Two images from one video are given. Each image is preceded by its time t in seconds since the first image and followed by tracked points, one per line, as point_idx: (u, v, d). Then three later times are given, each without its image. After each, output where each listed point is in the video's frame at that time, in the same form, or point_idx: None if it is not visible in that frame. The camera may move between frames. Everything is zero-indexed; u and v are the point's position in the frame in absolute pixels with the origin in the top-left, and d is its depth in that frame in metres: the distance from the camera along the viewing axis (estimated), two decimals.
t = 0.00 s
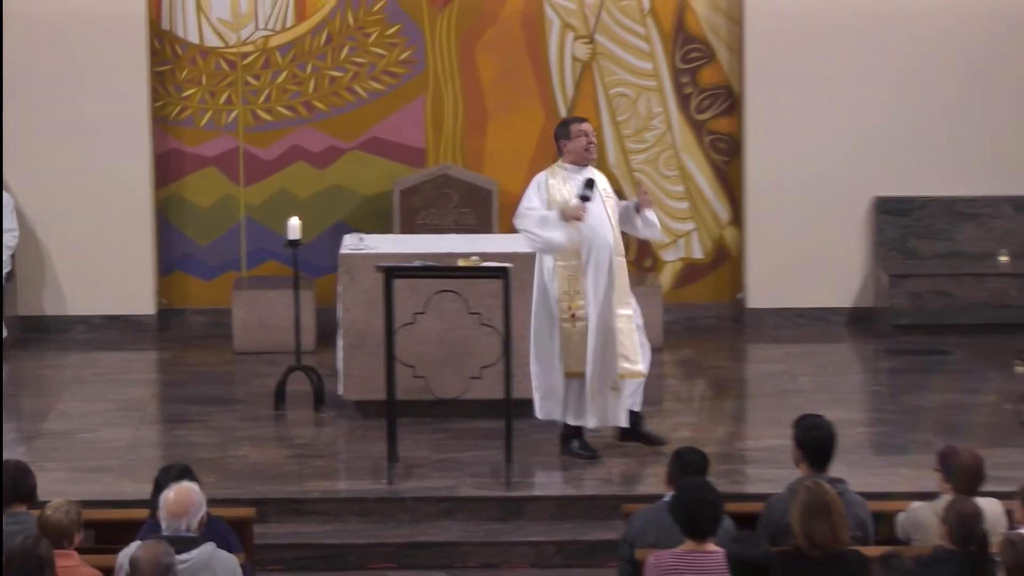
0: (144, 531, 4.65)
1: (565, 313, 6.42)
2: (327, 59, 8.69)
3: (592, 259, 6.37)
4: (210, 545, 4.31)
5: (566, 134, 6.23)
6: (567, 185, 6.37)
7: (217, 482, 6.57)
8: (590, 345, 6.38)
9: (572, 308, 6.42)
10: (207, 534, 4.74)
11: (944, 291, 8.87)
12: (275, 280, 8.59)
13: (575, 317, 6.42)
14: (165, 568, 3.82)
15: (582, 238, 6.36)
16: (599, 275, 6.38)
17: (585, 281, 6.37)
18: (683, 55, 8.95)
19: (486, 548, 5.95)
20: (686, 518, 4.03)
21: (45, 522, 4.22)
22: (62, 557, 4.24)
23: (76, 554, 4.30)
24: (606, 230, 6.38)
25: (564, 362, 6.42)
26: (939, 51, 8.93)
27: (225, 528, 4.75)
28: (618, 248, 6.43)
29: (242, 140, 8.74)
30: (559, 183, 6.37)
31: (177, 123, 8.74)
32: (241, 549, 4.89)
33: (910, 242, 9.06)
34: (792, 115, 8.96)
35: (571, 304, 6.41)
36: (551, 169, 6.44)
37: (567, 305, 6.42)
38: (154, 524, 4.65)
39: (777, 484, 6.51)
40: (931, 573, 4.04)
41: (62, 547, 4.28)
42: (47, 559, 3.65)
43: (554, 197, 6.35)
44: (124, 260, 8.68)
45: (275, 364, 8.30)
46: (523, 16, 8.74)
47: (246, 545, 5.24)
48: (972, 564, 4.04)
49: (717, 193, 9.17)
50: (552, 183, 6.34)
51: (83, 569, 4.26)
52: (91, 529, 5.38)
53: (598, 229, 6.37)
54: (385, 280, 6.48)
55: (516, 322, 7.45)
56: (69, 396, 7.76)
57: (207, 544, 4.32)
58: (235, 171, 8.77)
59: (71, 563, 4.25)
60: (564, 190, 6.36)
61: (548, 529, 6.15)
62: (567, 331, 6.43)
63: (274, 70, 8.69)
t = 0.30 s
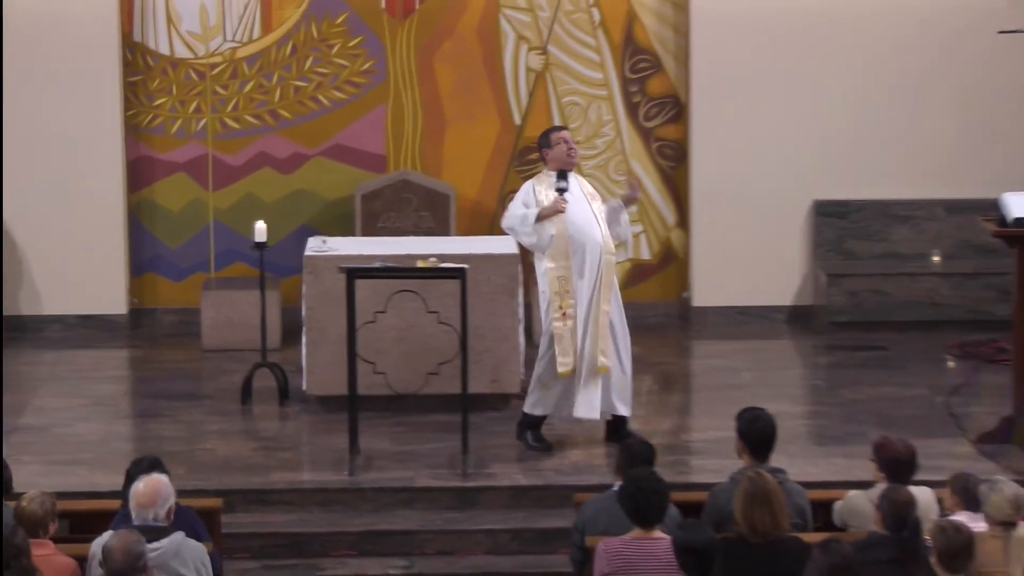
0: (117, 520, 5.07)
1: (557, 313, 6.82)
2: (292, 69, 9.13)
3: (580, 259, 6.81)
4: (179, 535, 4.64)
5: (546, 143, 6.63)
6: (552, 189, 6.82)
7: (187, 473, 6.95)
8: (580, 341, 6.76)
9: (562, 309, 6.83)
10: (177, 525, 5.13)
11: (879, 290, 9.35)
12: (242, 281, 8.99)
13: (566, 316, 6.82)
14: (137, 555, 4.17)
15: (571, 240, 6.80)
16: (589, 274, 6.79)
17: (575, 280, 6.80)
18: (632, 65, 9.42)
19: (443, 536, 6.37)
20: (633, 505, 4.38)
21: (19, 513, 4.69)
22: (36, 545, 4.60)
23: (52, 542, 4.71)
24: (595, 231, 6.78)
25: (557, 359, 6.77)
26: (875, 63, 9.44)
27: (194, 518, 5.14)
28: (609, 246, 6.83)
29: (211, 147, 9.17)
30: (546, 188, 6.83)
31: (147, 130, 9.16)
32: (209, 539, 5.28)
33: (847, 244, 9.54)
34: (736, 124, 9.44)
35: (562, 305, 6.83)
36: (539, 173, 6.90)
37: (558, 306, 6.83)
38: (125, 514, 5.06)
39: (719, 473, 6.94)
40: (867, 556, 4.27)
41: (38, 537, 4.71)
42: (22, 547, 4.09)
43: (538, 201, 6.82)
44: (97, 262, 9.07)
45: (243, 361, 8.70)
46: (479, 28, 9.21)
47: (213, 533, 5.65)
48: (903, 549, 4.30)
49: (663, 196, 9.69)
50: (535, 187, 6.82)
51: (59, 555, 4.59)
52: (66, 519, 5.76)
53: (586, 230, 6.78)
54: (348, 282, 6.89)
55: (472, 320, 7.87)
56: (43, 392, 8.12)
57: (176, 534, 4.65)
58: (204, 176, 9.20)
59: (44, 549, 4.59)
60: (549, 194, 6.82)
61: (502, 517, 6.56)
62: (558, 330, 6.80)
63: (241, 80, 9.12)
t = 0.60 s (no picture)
0: (104, 509, 5.30)
1: (558, 319, 7.03)
2: (270, 79, 9.72)
3: (579, 265, 7.06)
4: (162, 524, 4.91)
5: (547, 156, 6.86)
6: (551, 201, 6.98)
7: (170, 466, 7.33)
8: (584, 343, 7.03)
9: (563, 314, 7.04)
10: (161, 515, 5.44)
11: (832, 289, 9.80)
12: (223, 282, 9.48)
13: (567, 321, 7.04)
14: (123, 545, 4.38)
15: (569, 249, 7.04)
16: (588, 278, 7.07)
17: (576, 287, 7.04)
18: (594, 75, 9.94)
19: (416, 525, 6.77)
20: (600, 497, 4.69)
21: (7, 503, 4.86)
22: (26, 535, 4.82)
23: (40, 532, 4.90)
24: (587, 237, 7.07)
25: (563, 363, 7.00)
26: (827, 73, 9.92)
27: (177, 508, 5.44)
28: (601, 251, 7.14)
29: (192, 153, 9.75)
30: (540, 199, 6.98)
31: (132, 138, 9.74)
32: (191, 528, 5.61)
33: (800, 245, 10.01)
34: (694, 131, 9.92)
35: (563, 311, 7.04)
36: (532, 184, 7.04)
37: (559, 312, 7.04)
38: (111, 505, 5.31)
39: (677, 464, 7.37)
40: (819, 543, 4.55)
41: (27, 526, 4.89)
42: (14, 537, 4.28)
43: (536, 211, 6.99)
44: (84, 265, 9.61)
45: (222, 359, 9.12)
46: (447, 40, 9.77)
47: (195, 524, 6.00)
48: (855, 537, 4.54)
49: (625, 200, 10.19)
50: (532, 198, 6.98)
51: (47, 545, 4.82)
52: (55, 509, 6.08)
53: (580, 238, 7.06)
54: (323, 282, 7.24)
55: (443, 319, 8.28)
56: (32, 390, 8.50)
57: (159, 524, 4.92)
58: (186, 181, 9.78)
59: (34, 539, 4.83)
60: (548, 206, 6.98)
61: (471, 506, 6.98)
62: (561, 335, 7.04)
63: (221, 90, 9.71)
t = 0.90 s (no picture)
0: (93, 500, 5.66)
1: (532, 306, 7.48)
2: (250, 88, 10.18)
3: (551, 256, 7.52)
4: (147, 515, 5.30)
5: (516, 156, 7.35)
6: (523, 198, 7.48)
7: (155, 459, 7.72)
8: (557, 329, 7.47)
9: (537, 302, 7.49)
10: (147, 507, 5.79)
11: (786, 289, 10.28)
12: (204, 282, 9.89)
13: (541, 308, 7.49)
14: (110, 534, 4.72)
15: (542, 241, 7.50)
16: (564, 269, 7.54)
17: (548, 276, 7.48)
18: (561, 84, 10.39)
19: (390, 513, 7.19)
20: (564, 485, 5.13)
21: None
22: (15, 524, 5.20)
23: (28, 522, 5.27)
24: (561, 230, 7.56)
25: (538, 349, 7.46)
26: (783, 83, 10.38)
27: (162, 500, 5.79)
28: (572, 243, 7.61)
29: (175, 159, 10.22)
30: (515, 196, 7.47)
31: (118, 144, 10.21)
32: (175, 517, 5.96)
33: (758, 246, 10.46)
34: (656, 137, 10.38)
35: (537, 299, 7.49)
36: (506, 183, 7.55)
37: (533, 300, 7.49)
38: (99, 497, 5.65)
39: (640, 456, 7.82)
40: (775, 530, 5.01)
41: (16, 517, 5.26)
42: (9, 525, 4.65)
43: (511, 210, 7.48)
44: (70, 267, 10.07)
45: (204, 356, 9.53)
46: (420, 51, 10.23)
47: (179, 513, 6.35)
48: (809, 525, 4.99)
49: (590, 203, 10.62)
50: (507, 198, 7.47)
51: (35, 534, 5.20)
52: (45, 501, 6.42)
53: (555, 231, 7.54)
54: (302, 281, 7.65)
55: (418, 317, 8.70)
56: (21, 386, 8.88)
57: (145, 514, 5.31)
58: (169, 186, 10.26)
59: (23, 527, 5.20)
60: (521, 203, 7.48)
61: (443, 496, 7.40)
62: (535, 322, 7.48)
63: (203, 98, 10.17)
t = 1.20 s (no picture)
0: (66, 500, 5.67)
1: (496, 304, 7.64)
2: (222, 89, 10.22)
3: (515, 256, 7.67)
4: (121, 514, 5.35)
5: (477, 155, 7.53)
6: (484, 197, 7.65)
7: (128, 458, 7.75)
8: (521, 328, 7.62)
9: (501, 301, 7.65)
10: (121, 506, 5.79)
11: (757, 288, 10.36)
12: (177, 283, 9.95)
13: (505, 307, 7.65)
14: (82, 533, 4.77)
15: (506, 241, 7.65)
16: (527, 267, 7.68)
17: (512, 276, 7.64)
18: (533, 84, 10.46)
19: (362, 512, 7.24)
20: (536, 482, 5.18)
21: None
22: None
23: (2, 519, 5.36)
24: (524, 228, 7.70)
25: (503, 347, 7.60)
26: (754, 84, 10.45)
27: (134, 498, 5.80)
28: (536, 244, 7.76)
29: (148, 160, 10.26)
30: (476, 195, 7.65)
31: (90, 145, 10.24)
32: (148, 516, 5.96)
33: (727, 246, 10.56)
34: (627, 137, 10.45)
35: (500, 297, 7.64)
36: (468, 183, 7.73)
37: (497, 298, 7.65)
38: (73, 496, 5.65)
39: (611, 455, 7.89)
40: (746, 528, 5.08)
41: None
42: None
43: (472, 209, 7.65)
44: (43, 267, 10.10)
45: (178, 356, 9.57)
46: (393, 51, 10.28)
47: (153, 512, 6.34)
48: (779, 523, 5.07)
49: (561, 203, 10.70)
50: (469, 197, 7.65)
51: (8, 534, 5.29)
52: (18, 502, 6.42)
53: (517, 229, 7.68)
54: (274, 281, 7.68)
55: (389, 317, 8.75)
56: None
57: (119, 514, 5.36)
58: (142, 187, 10.29)
59: None
60: (482, 202, 7.65)
61: (415, 495, 7.45)
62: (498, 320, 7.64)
63: (176, 99, 10.21)
